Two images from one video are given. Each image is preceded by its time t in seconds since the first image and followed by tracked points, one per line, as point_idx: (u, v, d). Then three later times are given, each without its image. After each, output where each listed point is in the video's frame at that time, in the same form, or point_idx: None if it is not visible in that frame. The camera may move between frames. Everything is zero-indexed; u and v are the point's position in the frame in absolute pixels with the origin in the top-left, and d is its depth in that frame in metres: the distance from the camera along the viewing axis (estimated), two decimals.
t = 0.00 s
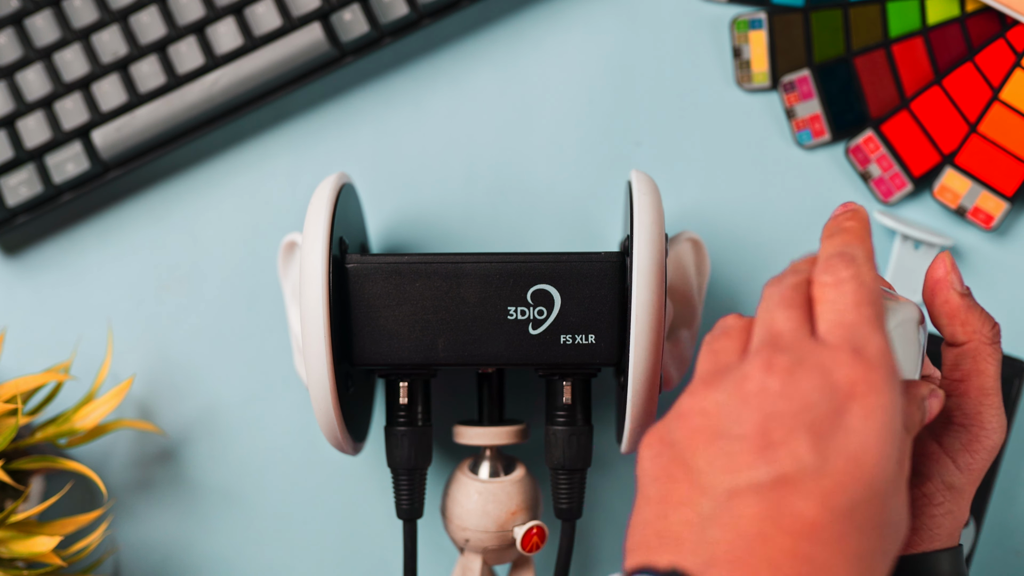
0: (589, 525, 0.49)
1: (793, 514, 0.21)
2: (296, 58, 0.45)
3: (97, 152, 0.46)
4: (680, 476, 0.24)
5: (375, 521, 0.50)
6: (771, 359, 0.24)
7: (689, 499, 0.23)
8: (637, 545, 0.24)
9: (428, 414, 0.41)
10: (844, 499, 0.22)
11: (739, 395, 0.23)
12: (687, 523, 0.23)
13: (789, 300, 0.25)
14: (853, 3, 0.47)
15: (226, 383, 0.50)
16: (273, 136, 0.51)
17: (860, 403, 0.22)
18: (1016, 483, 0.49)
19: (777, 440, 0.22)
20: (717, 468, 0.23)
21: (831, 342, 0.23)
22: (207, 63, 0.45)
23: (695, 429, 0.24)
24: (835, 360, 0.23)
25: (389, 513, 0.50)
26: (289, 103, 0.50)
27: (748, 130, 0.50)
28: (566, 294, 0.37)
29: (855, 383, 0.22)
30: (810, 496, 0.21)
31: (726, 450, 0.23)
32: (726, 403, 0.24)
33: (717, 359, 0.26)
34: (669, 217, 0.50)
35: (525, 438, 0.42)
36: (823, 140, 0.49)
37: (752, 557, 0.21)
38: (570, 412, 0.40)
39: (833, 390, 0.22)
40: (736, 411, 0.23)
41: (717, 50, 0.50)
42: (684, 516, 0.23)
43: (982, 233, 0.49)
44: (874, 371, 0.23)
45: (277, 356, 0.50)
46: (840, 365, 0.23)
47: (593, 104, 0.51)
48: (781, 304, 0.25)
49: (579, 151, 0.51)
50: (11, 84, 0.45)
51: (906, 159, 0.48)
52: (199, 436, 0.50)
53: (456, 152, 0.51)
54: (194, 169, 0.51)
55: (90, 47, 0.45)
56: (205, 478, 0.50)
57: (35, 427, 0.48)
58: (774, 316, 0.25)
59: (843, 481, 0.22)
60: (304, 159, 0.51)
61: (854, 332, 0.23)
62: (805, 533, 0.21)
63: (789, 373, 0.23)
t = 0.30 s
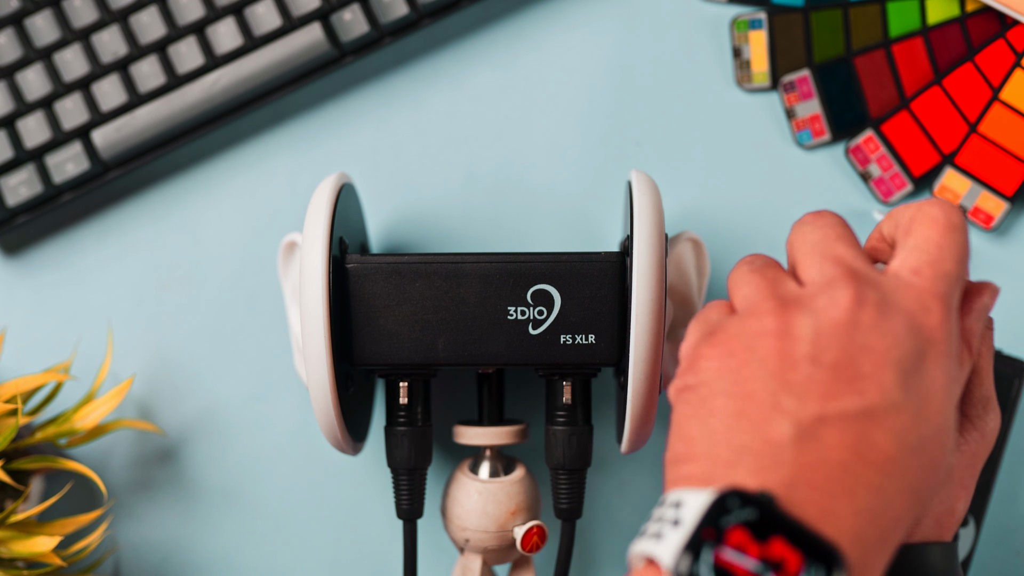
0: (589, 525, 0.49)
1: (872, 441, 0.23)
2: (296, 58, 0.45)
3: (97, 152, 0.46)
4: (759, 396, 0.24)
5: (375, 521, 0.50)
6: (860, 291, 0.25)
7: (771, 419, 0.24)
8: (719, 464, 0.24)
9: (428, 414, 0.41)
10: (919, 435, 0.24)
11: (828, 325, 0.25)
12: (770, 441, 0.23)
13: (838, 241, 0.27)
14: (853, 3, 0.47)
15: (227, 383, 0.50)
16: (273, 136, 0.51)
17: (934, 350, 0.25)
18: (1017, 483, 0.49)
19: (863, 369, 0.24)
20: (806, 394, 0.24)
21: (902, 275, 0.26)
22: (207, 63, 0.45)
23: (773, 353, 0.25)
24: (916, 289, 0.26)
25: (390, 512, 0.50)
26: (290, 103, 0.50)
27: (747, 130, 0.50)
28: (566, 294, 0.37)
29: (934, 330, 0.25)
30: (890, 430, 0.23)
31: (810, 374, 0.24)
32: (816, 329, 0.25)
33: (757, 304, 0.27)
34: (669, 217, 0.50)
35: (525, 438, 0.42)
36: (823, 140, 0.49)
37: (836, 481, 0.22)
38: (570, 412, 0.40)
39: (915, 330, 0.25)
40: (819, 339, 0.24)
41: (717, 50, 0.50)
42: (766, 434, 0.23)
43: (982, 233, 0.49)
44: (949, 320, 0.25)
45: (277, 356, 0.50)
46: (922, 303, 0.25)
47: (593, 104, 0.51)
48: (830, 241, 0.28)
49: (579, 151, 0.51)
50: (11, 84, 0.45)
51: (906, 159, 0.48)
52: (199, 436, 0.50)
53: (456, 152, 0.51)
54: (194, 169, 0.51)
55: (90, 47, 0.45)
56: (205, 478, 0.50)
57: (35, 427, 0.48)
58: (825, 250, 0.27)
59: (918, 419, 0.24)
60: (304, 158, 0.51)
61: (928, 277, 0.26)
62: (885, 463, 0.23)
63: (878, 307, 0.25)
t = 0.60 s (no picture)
0: (590, 525, 0.49)
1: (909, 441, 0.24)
2: (296, 58, 0.45)
3: (98, 152, 0.46)
4: (805, 393, 0.25)
5: (376, 521, 0.50)
6: (913, 284, 0.26)
7: (818, 420, 0.25)
8: (763, 462, 0.25)
9: (428, 414, 0.41)
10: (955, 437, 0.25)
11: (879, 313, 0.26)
12: (816, 442, 0.24)
13: (895, 203, 0.27)
14: (853, 3, 0.47)
15: (227, 382, 0.50)
16: (273, 136, 0.51)
17: (977, 351, 0.26)
18: (1016, 483, 0.49)
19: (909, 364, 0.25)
20: (852, 393, 0.25)
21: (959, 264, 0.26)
22: (207, 63, 0.45)
23: (821, 350, 0.26)
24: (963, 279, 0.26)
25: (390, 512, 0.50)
26: (290, 103, 0.50)
27: (747, 130, 0.50)
28: (566, 294, 0.37)
29: (977, 332, 0.26)
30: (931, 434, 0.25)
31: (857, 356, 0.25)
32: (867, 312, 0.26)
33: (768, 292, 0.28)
34: (669, 216, 0.50)
35: (525, 438, 0.42)
36: (823, 140, 0.49)
37: (878, 484, 0.24)
38: (570, 412, 0.40)
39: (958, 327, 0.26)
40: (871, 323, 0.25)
41: (717, 50, 0.50)
42: (810, 434, 0.24)
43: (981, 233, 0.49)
44: (990, 321, 0.26)
45: (277, 356, 0.50)
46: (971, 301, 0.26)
47: (593, 104, 0.51)
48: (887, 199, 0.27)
49: (579, 151, 0.51)
50: (11, 84, 0.45)
51: (906, 159, 0.47)
52: (199, 436, 0.50)
53: (456, 152, 0.51)
54: (194, 169, 0.51)
55: (90, 47, 0.45)
56: (205, 478, 0.50)
57: (35, 427, 0.48)
58: (879, 214, 0.27)
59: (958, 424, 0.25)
60: (304, 158, 0.51)
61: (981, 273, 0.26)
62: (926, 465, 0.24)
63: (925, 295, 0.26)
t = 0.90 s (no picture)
0: (590, 525, 0.49)
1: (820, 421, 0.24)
2: (296, 58, 0.45)
3: (97, 152, 0.46)
4: (706, 378, 0.26)
5: (376, 521, 0.50)
6: (796, 263, 0.26)
7: (721, 400, 0.25)
8: (675, 450, 0.25)
9: (428, 414, 0.41)
10: (899, 430, 0.23)
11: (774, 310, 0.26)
12: (720, 422, 0.24)
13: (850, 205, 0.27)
14: (853, 3, 0.47)
15: (227, 382, 0.50)
16: (273, 136, 0.51)
17: (878, 306, 0.25)
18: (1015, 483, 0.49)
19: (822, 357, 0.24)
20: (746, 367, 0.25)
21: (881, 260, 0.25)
22: (207, 63, 0.45)
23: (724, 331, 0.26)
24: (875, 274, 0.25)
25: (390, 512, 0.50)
26: (289, 103, 0.50)
27: (747, 130, 0.50)
28: (566, 294, 0.37)
29: (877, 289, 0.25)
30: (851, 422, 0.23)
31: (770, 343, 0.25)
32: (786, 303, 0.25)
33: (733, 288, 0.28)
34: (669, 217, 0.50)
35: (525, 438, 0.42)
36: (824, 140, 0.49)
37: (783, 459, 0.23)
38: (570, 412, 0.40)
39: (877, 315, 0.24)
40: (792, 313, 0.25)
41: (717, 51, 0.50)
42: (715, 416, 0.25)
43: (982, 233, 0.49)
44: (893, 276, 0.25)
45: (277, 356, 0.50)
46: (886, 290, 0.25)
47: (594, 104, 0.51)
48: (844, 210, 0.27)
49: (579, 151, 0.51)
50: (11, 84, 0.45)
51: (906, 159, 0.48)
52: (199, 436, 0.50)
53: (456, 152, 0.51)
54: (194, 169, 0.51)
55: (90, 47, 0.45)
56: (205, 478, 0.50)
57: (35, 427, 0.48)
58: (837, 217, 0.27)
59: (880, 407, 0.24)
60: (304, 158, 0.51)
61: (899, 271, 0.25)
62: (852, 453, 0.23)
63: (816, 280, 0.25)
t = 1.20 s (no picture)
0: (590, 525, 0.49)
1: None
2: (296, 58, 0.45)
3: (97, 152, 0.46)
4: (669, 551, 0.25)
5: (376, 521, 0.50)
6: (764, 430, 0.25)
7: None
8: None
9: (428, 414, 0.41)
10: None
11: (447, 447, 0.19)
12: None
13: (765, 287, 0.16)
14: (853, 3, 0.47)
15: (226, 382, 0.50)
16: (273, 136, 0.51)
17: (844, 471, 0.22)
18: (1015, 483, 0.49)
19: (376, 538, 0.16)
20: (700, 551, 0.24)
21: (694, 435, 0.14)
22: (207, 63, 0.45)
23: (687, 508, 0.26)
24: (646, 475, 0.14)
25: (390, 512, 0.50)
26: (289, 103, 0.50)
27: (747, 130, 0.50)
28: (566, 294, 0.37)
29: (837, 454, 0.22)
30: None
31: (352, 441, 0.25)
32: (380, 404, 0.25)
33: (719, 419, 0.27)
34: (669, 217, 0.50)
35: (525, 438, 0.42)
36: (823, 140, 0.49)
37: None
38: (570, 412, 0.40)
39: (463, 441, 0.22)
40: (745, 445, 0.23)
41: (717, 50, 0.50)
42: None
43: (982, 233, 0.49)
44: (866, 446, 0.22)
45: (277, 356, 0.50)
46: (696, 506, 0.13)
47: (593, 104, 0.51)
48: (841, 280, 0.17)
49: (578, 151, 0.51)
50: (11, 84, 0.45)
51: (906, 159, 0.48)
52: (199, 436, 0.50)
53: (456, 152, 0.51)
54: (194, 169, 0.51)
55: (90, 47, 0.45)
56: (205, 478, 0.50)
57: (35, 426, 0.48)
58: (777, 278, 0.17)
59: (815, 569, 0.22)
60: (304, 158, 0.51)
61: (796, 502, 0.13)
62: None
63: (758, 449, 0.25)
